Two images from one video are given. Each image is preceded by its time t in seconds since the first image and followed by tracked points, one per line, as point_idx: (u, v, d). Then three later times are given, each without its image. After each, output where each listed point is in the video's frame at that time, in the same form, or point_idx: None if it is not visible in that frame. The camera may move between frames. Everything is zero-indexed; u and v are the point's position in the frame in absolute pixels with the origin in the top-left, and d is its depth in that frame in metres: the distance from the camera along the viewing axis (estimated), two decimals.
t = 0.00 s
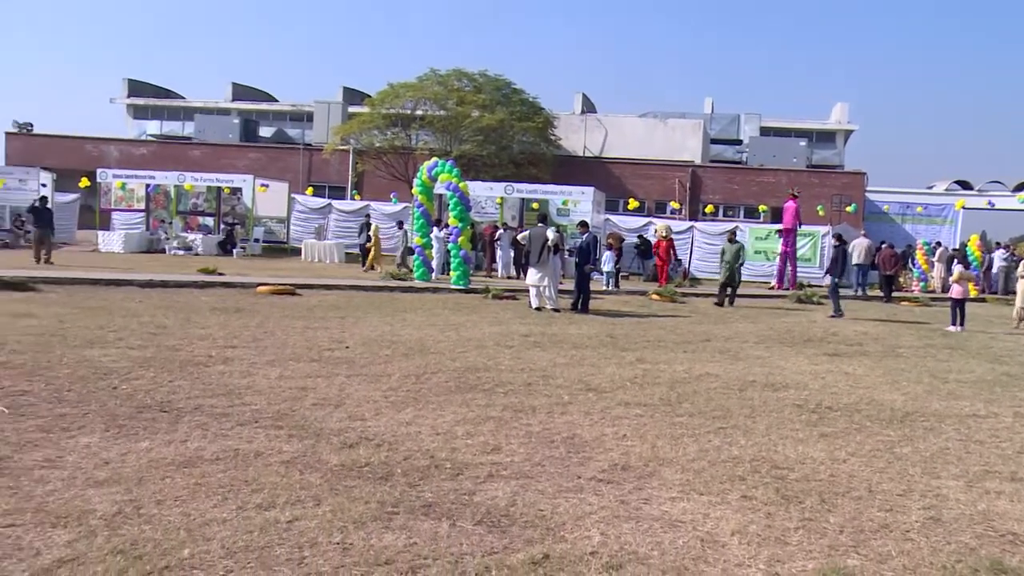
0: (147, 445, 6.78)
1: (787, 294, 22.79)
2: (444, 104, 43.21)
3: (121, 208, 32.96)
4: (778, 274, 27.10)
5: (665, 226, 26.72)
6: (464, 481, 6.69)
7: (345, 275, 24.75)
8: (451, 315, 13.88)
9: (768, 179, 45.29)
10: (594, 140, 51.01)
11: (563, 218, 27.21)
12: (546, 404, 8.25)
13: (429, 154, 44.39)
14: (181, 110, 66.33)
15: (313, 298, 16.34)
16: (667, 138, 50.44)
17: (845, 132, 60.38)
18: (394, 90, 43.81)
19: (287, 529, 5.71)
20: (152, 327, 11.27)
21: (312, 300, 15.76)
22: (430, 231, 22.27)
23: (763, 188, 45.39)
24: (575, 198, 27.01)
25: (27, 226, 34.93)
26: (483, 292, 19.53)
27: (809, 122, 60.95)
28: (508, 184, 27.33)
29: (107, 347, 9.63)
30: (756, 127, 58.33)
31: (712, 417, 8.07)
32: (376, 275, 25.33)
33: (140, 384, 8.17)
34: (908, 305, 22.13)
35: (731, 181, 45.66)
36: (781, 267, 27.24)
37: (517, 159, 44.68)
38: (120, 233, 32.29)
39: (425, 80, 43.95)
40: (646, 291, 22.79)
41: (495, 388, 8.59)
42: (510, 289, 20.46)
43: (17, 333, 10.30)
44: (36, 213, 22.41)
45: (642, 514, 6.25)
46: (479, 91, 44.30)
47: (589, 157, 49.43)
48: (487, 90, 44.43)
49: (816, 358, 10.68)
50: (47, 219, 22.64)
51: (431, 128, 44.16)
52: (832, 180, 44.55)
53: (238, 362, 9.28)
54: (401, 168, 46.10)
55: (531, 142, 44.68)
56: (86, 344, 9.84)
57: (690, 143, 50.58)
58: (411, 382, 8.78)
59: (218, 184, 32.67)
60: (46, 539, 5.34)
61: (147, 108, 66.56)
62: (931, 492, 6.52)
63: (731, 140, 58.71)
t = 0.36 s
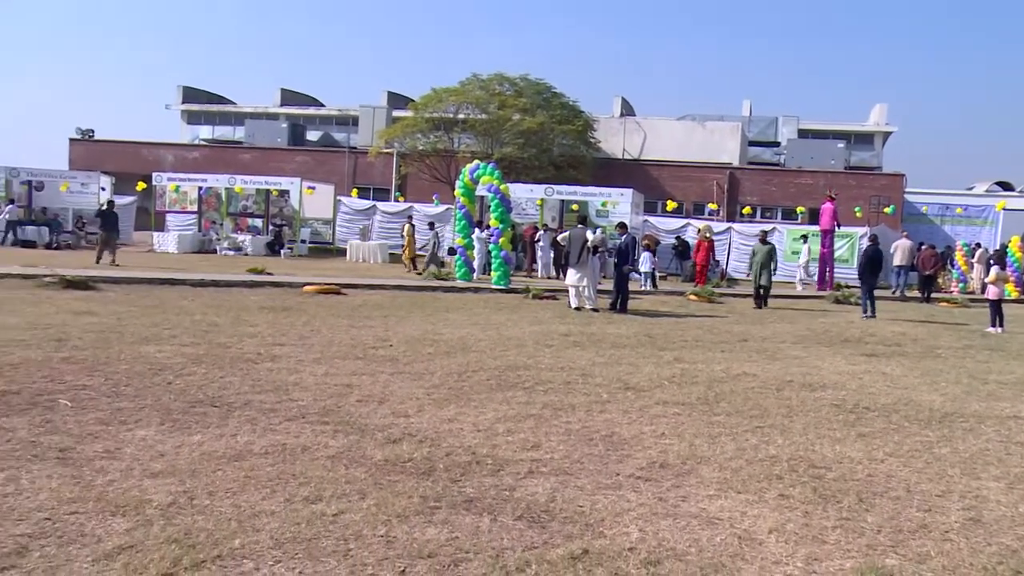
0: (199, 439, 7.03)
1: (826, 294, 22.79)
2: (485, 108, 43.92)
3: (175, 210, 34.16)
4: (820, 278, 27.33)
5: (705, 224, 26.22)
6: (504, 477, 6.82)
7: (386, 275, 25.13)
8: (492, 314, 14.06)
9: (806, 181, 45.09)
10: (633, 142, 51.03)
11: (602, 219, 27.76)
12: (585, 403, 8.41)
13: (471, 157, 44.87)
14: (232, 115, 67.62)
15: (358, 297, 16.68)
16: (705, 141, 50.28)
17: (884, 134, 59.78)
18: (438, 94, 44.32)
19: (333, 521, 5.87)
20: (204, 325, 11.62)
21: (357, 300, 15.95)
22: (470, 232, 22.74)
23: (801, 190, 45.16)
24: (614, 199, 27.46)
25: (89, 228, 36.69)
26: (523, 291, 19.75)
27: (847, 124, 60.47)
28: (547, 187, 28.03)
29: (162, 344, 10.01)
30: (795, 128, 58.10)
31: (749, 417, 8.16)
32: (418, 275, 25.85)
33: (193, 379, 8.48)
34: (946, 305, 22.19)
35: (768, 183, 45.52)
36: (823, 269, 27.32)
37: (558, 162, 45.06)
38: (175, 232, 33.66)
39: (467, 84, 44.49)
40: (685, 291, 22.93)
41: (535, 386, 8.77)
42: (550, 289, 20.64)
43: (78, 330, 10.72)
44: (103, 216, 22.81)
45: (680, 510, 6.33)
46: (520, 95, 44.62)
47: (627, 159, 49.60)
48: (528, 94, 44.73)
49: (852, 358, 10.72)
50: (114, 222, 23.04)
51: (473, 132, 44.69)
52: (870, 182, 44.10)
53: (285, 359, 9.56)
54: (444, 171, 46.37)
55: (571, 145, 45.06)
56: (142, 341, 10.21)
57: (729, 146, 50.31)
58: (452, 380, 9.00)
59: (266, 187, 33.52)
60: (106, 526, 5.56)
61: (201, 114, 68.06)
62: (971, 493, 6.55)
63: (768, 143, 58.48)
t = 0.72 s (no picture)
0: (243, 434, 7.24)
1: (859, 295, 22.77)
2: (520, 111, 44.44)
3: (220, 212, 34.59)
4: (851, 278, 27.10)
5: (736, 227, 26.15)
6: (539, 473, 6.95)
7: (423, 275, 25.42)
8: (527, 313, 14.18)
9: (839, 183, 44.89)
10: (666, 144, 51.01)
11: (636, 220, 28.00)
12: (619, 401, 8.54)
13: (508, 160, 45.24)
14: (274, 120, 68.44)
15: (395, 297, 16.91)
16: (738, 144, 50.17)
17: (917, 136, 59.23)
18: (474, 98, 45.14)
19: (373, 515, 6.03)
20: (248, 323, 11.89)
21: (396, 300, 16.17)
22: (507, 233, 22.85)
23: (833, 192, 44.96)
24: (648, 201, 27.79)
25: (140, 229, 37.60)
26: (557, 291, 19.89)
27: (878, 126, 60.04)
28: (582, 189, 28.71)
29: (207, 342, 10.29)
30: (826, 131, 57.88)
31: (782, 416, 8.24)
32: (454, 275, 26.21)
33: (237, 376, 8.71)
34: (981, 305, 22.18)
35: (801, 185, 45.39)
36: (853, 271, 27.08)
37: (592, 164, 45.05)
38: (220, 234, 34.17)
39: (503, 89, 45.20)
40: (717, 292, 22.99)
41: (569, 385, 8.91)
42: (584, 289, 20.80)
43: (129, 327, 11.05)
44: (158, 216, 23.26)
45: (713, 508, 6.42)
46: (555, 98, 44.95)
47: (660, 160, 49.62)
48: (563, 97, 45.03)
49: (884, 359, 10.74)
50: (169, 222, 23.51)
51: (509, 134, 45.18)
52: (903, 183, 43.82)
53: (326, 356, 9.78)
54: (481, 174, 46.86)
55: (606, 147, 45.01)
56: (189, 338, 10.49)
57: (762, 148, 50.20)
58: (488, 378, 9.18)
59: (308, 189, 34.14)
60: (156, 516, 5.76)
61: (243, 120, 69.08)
62: (1005, 494, 6.58)
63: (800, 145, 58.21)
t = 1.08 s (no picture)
0: (286, 429, 7.45)
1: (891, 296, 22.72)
2: (554, 115, 44.51)
3: (263, 214, 35.13)
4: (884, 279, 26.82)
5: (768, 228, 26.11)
6: (574, 470, 7.06)
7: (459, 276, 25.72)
8: (562, 313, 14.27)
9: (871, 185, 44.63)
10: (699, 147, 50.94)
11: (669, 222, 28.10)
12: (652, 400, 8.67)
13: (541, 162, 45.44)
14: (316, 125, 69.27)
15: (432, 296, 17.12)
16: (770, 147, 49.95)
17: (950, 138, 58.60)
18: (510, 101, 45.39)
19: (411, 509, 6.18)
20: (289, 321, 12.15)
21: (434, 299, 16.37)
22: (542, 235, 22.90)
23: (865, 194, 44.69)
24: (680, 203, 27.93)
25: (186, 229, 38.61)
26: (590, 291, 20.03)
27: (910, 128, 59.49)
28: (615, 191, 28.85)
29: (251, 339, 10.55)
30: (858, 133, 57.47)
31: (815, 415, 8.30)
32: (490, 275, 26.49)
33: (280, 373, 8.94)
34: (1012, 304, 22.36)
35: (833, 187, 45.17)
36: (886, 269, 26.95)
37: (626, 167, 45.10)
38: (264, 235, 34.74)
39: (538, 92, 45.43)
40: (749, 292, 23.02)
41: (603, 383, 9.03)
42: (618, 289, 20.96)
43: (176, 325, 11.35)
44: (209, 220, 23.66)
45: (746, 506, 6.50)
46: (589, 102, 45.08)
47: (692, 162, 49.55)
48: (597, 100, 45.14)
49: (917, 359, 10.75)
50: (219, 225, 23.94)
51: (543, 137, 45.34)
52: (936, 184, 43.55)
53: (365, 354, 9.99)
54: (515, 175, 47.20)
55: (639, 150, 45.01)
56: (233, 336, 10.76)
57: (793, 151, 49.75)
58: (523, 377, 9.33)
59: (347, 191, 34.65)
60: (202, 508, 5.95)
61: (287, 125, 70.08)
62: None
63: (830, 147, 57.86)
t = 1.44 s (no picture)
0: (324, 425, 7.63)
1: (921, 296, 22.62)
2: (587, 118, 44.44)
3: (301, 215, 35.74)
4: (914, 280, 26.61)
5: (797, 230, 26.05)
6: (606, 468, 7.17)
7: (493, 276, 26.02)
8: (594, 313, 14.37)
9: (903, 186, 44.31)
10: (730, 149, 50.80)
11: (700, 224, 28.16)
12: (683, 399, 8.77)
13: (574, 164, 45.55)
14: (354, 125, 69.50)
15: (467, 296, 17.32)
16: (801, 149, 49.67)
17: (982, 139, 57.87)
18: (543, 104, 45.51)
19: (446, 505, 6.32)
20: (327, 320, 12.38)
21: (469, 299, 16.58)
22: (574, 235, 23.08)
23: (896, 195, 44.37)
24: (711, 204, 27.94)
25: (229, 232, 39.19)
26: (622, 291, 20.16)
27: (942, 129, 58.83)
28: (647, 193, 28.86)
29: (290, 337, 10.78)
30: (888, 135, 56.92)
31: (845, 415, 8.36)
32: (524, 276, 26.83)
33: (318, 370, 9.15)
34: None
35: (864, 188, 44.88)
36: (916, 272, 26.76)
37: (657, 168, 45.08)
38: (303, 236, 35.39)
39: (571, 95, 45.32)
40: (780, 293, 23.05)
41: (634, 382, 9.14)
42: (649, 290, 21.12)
43: (218, 323, 11.63)
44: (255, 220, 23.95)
45: (776, 505, 6.57)
46: (621, 104, 45.08)
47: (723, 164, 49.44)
48: (628, 103, 45.15)
49: (949, 360, 10.75)
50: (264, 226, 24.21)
51: (576, 140, 45.32)
52: (968, 186, 43.22)
53: (401, 352, 10.18)
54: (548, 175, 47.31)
55: (671, 152, 45.03)
56: (272, 334, 11.00)
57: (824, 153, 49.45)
58: (556, 375, 9.48)
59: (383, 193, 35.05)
60: (245, 500, 6.13)
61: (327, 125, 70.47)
62: None
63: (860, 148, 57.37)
